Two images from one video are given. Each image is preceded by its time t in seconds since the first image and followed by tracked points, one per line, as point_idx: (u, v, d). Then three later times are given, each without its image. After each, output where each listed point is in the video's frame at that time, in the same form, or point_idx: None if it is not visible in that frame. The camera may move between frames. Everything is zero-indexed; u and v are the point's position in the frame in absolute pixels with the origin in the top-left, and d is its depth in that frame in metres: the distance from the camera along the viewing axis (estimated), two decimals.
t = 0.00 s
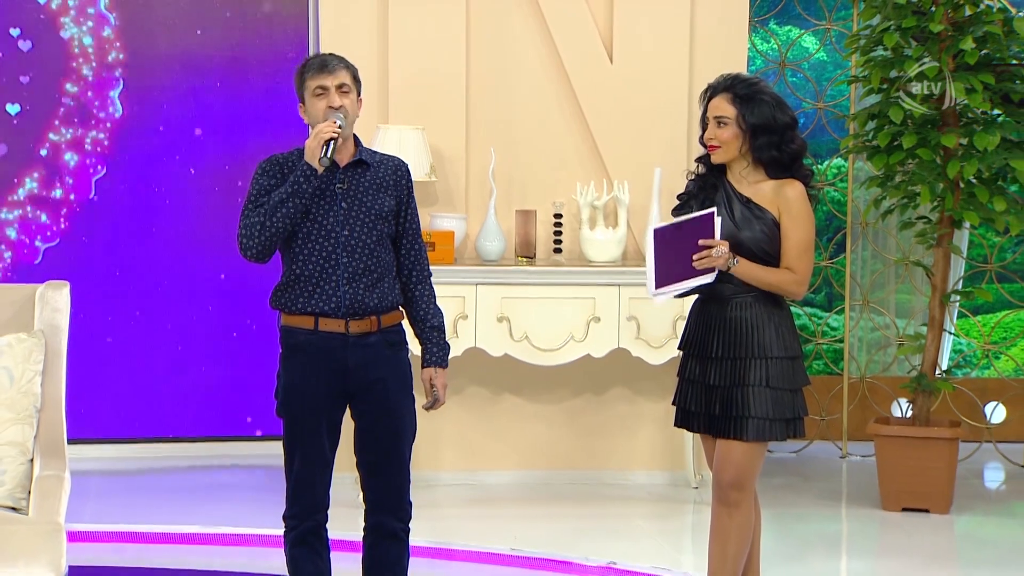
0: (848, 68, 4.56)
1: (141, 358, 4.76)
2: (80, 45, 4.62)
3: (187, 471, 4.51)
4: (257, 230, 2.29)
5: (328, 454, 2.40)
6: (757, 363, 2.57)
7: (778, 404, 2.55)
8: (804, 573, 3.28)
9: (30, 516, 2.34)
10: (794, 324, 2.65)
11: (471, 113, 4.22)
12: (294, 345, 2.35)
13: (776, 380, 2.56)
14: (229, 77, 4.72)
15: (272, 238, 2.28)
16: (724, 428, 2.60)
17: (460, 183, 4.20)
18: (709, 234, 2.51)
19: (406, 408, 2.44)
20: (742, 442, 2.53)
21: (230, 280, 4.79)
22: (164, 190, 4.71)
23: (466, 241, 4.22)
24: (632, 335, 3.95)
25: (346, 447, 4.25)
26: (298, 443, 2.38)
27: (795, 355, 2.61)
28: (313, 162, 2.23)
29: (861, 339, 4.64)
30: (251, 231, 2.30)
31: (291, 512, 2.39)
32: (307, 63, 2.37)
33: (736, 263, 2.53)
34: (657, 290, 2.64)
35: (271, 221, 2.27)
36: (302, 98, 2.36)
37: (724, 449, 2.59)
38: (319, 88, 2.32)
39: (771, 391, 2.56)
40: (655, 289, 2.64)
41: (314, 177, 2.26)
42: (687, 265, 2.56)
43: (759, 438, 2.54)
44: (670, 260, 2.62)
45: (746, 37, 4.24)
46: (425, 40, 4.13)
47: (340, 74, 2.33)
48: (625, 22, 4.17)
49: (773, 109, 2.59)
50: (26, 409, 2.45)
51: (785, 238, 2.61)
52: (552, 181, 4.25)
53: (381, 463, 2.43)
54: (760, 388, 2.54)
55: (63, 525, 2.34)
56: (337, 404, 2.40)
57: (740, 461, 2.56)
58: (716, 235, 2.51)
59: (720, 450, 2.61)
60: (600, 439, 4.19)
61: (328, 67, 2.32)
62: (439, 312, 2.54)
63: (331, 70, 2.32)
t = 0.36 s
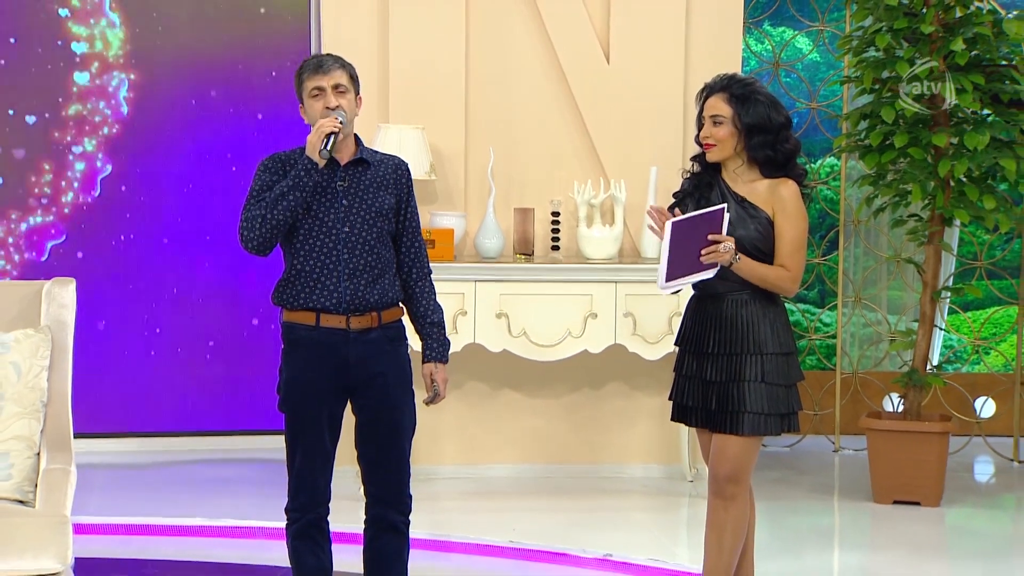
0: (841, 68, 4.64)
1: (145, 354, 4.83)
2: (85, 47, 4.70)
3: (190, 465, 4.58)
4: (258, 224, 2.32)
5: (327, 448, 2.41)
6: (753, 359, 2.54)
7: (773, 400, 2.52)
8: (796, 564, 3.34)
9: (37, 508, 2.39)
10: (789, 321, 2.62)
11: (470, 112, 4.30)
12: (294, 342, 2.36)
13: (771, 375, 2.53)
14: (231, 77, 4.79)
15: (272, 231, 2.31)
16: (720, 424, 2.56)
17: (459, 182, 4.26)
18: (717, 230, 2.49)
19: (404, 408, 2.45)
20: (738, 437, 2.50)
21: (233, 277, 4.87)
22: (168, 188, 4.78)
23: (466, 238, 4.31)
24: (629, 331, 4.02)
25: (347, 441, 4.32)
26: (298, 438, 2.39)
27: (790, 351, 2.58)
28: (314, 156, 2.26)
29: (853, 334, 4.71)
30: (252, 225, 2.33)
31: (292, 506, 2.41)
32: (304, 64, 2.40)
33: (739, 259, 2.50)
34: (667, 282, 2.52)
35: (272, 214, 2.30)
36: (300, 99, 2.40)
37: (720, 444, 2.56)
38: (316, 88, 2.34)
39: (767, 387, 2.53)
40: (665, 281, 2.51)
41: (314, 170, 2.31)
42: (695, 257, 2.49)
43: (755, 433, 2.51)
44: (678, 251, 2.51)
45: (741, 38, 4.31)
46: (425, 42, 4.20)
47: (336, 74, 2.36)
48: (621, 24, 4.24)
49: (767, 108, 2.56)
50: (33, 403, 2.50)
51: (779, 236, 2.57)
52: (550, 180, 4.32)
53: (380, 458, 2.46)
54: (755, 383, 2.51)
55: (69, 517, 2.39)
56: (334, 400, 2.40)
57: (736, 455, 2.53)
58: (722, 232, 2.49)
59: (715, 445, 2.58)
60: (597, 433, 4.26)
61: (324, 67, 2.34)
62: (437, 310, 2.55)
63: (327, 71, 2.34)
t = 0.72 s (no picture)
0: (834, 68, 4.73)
1: (149, 349, 4.90)
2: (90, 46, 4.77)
3: (195, 458, 4.66)
4: (260, 219, 2.38)
5: (329, 441, 2.47)
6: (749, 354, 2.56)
7: (769, 394, 2.54)
8: (789, 555, 3.41)
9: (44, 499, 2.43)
10: (785, 317, 2.64)
11: (469, 112, 4.37)
12: (298, 337, 2.42)
13: (767, 370, 2.55)
14: (234, 77, 4.86)
15: (275, 226, 2.37)
16: (715, 417, 2.58)
17: (459, 180, 4.33)
18: (707, 229, 2.51)
19: (405, 401, 2.52)
20: (733, 430, 2.52)
21: (236, 273, 4.93)
22: (171, 187, 4.84)
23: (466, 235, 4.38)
24: (626, 326, 4.09)
25: (349, 434, 4.39)
26: (300, 432, 2.45)
27: (785, 347, 2.60)
28: (315, 151, 2.34)
29: (846, 330, 4.80)
30: (255, 221, 2.39)
31: (295, 498, 2.47)
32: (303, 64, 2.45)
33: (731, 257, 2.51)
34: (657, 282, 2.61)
35: (274, 211, 2.36)
36: (300, 98, 2.45)
37: (715, 437, 2.58)
38: (316, 86, 2.40)
39: (762, 382, 2.54)
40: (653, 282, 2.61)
41: (315, 165, 2.38)
42: (684, 257, 2.54)
43: (750, 427, 2.53)
44: (669, 253, 2.59)
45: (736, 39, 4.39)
46: (426, 42, 4.27)
47: (336, 72, 2.41)
48: (619, 24, 4.31)
49: (763, 108, 2.57)
50: (41, 396, 2.57)
51: (779, 235, 2.60)
52: (548, 178, 4.39)
53: (381, 450, 2.52)
54: (751, 377, 2.53)
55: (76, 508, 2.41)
56: (336, 394, 2.46)
57: (732, 448, 2.55)
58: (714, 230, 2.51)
59: (710, 439, 2.60)
60: (595, 427, 4.34)
61: (323, 66, 2.40)
62: (436, 306, 2.61)
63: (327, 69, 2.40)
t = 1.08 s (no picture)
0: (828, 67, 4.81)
1: (153, 344, 4.97)
2: (96, 47, 4.83)
3: (200, 451, 4.73)
4: (264, 221, 2.44)
5: (330, 432, 2.54)
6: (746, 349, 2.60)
7: (766, 389, 2.58)
8: (783, 546, 3.48)
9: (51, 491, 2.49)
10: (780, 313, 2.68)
11: (469, 110, 4.43)
12: (301, 331, 2.48)
13: (764, 365, 2.59)
14: (237, 76, 4.93)
15: (278, 227, 2.43)
16: (713, 411, 2.62)
17: (458, 177, 4.40)
18: (711, 226, 2.55)
19: (406, 392, 2.59)
20: (730, 424, 2.56)
21: (239, 269, 5.00)
22: (175, 184, 4.92)
23: (466, 231, 4.45)
24: (623, 321, 4.16)
25: (350, 427, 4.46)
26: (303, 424, 2.52)
27: (781, 342, 2.64)
28: (315, 159, 2.38)
29: (840, 324, 4.87)
30: (259, 222, 2.45)
31: (298, 489, 2.53)
32: (305, 62, 2.51)
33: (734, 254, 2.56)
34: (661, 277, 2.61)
35: (278, 211, 2.42)
36: (302, 94, 2.51)
37: (712, 430, 2.62)
38: (317, 82, 2.46)
39: (760, 376, 2.58)
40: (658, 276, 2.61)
41: (317, 173, 2.43)
42: (689, 253, 2.56)
43: (748, 421, 2.57)
44: (675, 249, 2.59)
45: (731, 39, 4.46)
46: (426, 42, 4.33)
47: (336, 69, 2.47)
48: (616, 24, 4.38)
49: (765, 107, 2.61)
50: (47, 391, 2.64)
51: (777, 233, 2.64)
52: (547, 175, 4.46)
53: (382, 441, 2.58)
54: (749, 372, 2.57)
55: (82, 501, 2.44)
56: (337, 387, 2.53)
57: (729, 440, 2.59)
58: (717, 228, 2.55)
59: (707, 431, 2.64)
60: (593, 420, 4.41)
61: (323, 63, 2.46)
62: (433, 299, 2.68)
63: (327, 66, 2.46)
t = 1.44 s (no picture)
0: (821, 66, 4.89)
1: (156, 340, 5.04)
2: (101, 46, 4.90)
3: (203, 445, 4.80)
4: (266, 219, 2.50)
5: (331, 425, 2.60)
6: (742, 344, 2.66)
7: (761, 383, 2.65)
8: (776, 537, 3.55)
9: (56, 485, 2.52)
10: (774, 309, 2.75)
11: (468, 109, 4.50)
12: (303, 326, 2.54)
13: (759, 360, 2.65)
14: (239, 75, 5.00)
15: (281, 225, 2.49)
16: (708, 404, 2.69)
17: (458, 174, 4.47)
18: (720, 224, 2.60)
19: (406, 384, 2.65)
20: (726, 417, 2.63)
21: (241, 266, 5.07)
22: (179, 182, 4.98)
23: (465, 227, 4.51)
24: (620, 316, 4.23)
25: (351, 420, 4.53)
26: (305, 417, 2.58)
27: (775, 337, 2.71)
28: (318, 159, 2.43)
29: (833, 320, 4.95)
30: (262, 220, 2.51)
31: (300, 482, 2.60)
32: (307, 65, 2.55)
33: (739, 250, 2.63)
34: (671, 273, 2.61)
35: (281, 209, 2.48)
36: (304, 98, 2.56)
37: (708, 424, 2.69)
38: (320, 88, 2.51)
39: (755, 371, 2.65)
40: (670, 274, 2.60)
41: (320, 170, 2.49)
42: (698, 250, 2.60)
43: (743, 414, 2.64)
44: (688, 246, 2.58)
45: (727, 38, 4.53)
46: (427, 41, 4.40)
47: (339, 76, 2.52)
48: (613, 24, 4.45)
49: (761, 106, 2.68)
50: (53, 384, 2.70)
51: (773, 230, 2.71)
52: (545, 173, 4.53)
53: (382, 433, 2.65)
54: (745, 366, 2.64)
55: (87, 494, 2.48)
56: (339, 381, 2.60)
57: (724, 434, 2.66)
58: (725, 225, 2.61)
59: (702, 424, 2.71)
60: (590, 413, 4.48)
61: (326, 70, 2.51)
62: (435, 292, 2.76)
63: (329, 73, 2.51)
